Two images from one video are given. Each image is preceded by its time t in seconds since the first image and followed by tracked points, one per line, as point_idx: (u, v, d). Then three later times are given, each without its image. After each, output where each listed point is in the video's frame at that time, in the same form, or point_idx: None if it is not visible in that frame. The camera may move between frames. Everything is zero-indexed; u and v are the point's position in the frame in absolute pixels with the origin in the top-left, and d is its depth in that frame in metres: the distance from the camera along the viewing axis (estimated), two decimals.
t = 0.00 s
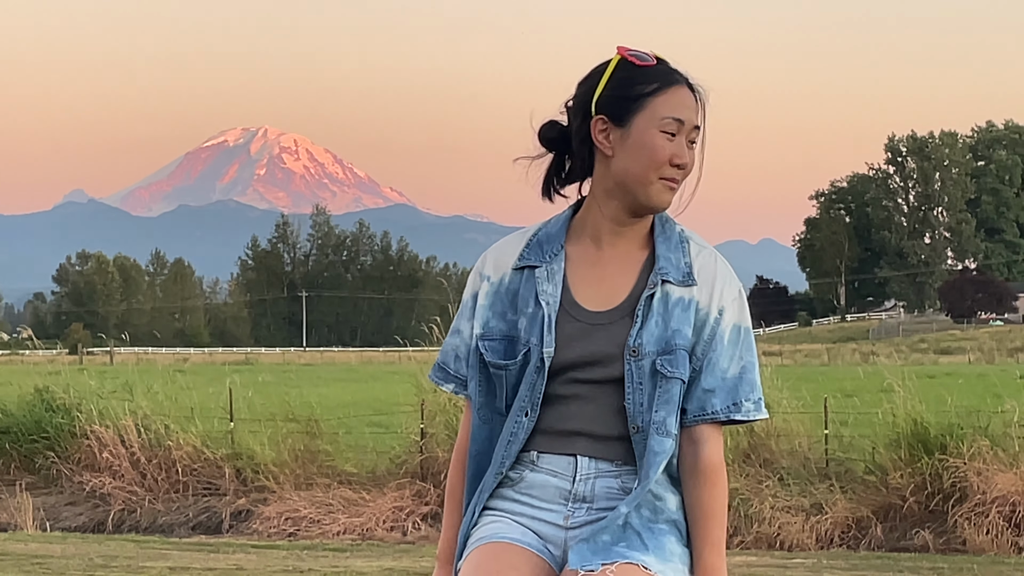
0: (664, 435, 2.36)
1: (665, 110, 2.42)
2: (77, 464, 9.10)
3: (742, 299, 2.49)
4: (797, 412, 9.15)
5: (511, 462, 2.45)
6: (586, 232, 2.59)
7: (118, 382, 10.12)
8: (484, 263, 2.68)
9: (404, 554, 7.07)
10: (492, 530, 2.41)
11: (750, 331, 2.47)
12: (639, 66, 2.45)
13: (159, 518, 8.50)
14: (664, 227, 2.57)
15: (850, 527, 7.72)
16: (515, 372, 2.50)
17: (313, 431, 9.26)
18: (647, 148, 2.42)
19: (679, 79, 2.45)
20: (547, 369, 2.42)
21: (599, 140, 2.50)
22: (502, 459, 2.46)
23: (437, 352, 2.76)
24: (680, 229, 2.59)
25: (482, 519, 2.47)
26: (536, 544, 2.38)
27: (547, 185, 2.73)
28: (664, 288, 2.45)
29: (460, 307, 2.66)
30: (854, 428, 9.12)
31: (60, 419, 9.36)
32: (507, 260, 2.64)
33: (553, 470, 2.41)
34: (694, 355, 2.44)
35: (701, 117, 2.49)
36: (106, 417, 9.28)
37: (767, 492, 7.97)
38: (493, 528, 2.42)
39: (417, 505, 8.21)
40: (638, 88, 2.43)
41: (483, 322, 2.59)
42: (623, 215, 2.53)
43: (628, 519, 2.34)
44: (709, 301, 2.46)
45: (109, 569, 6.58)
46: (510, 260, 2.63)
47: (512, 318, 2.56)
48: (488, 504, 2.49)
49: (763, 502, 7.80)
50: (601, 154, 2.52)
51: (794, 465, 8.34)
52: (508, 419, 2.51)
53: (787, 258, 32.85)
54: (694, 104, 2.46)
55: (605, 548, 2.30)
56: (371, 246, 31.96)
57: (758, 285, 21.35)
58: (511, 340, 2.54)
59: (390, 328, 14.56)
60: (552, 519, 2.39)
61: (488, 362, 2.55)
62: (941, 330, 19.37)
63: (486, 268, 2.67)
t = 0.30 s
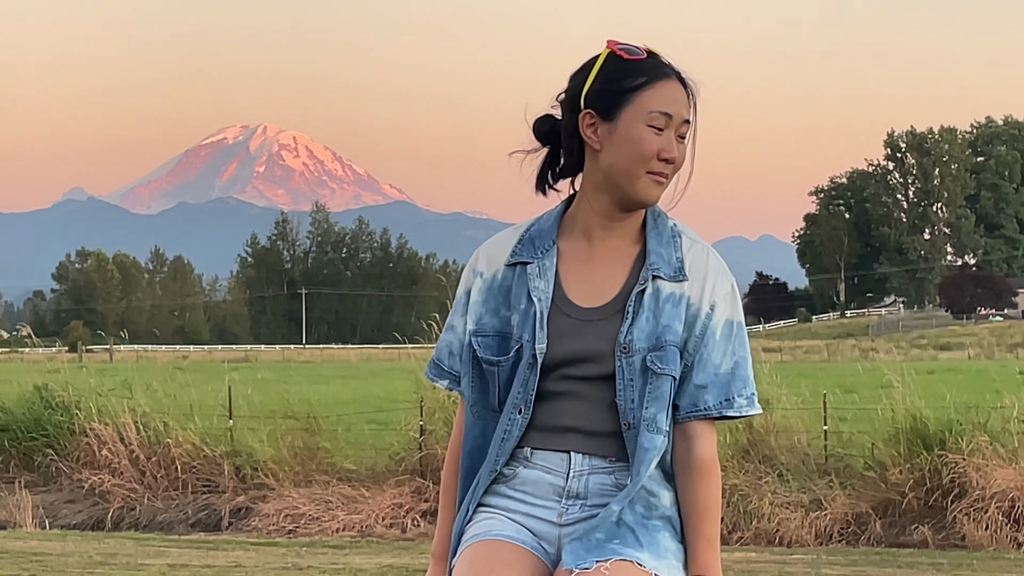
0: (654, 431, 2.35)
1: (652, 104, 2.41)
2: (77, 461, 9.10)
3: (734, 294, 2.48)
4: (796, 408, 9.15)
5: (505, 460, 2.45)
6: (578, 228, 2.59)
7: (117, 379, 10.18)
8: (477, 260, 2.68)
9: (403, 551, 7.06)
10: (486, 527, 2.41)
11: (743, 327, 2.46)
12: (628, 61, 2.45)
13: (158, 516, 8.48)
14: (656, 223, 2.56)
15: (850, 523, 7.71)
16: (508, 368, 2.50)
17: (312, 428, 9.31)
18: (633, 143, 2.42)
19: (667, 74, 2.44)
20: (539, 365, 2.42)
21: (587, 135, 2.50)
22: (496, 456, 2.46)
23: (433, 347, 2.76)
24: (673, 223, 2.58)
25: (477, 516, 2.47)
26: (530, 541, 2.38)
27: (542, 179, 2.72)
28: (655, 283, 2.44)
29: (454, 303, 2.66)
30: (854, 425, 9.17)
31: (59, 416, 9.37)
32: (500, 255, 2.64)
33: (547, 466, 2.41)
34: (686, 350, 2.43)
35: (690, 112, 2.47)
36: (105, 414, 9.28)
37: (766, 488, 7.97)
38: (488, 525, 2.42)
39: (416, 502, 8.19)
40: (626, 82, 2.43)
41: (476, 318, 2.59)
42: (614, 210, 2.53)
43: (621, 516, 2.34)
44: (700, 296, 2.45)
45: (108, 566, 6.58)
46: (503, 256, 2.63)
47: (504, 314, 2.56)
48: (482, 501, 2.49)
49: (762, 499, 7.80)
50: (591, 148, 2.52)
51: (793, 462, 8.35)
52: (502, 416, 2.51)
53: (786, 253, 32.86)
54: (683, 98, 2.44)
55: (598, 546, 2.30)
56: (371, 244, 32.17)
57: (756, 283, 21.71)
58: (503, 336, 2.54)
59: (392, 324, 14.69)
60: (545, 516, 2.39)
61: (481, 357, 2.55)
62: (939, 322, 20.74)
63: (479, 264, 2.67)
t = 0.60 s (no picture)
0: (653, 431, 2.35)
1: (650, 102, 2.40)
2: (80, 462, 9.11)
3: (734, 292, 2.48)
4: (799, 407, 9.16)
5: (504, 459, 2.45)
6: (576, 226, 2.59)
7: (121, 380, 10.23)
8: (476, 259, 2.69)
9: (407, 551, 7.07)
10: (486, 527, 2.41)
11: (742, 326, 2.47)
12: (626, 59, 2.45)
13: (162, 516, 8.48)
14: (655, 221, 2.56)
15: (853, 521, 7.73)
16: (507, 368, 2.50)
17: (315, 428, 9.28)
18: (631, 141, 2.42)
19: (665, 72, 2.44)
20: (538, 365, 2.43)
21: (585, 133, 2.50)
22: (495, 456, 2.46)
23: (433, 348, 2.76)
24: (672, 222, 2.58)
25: (477, 516, 2.47)
26: (531, 541, 2.38)
27: (541, 179, 2.72)
28: (654, 282, 2.45)
29: (453, 302, 2.66)
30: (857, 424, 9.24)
31: (63, 417, 9.40)
32: (499, 255, 2.64)
33: (547, 466, 2.41)
34: (685, 349, 2.43)
35: (688, 110, 2.47)
36: (109, 415, 9.26)
37: (769, 487, 7.97)
38: (488, 526, 2.42)
39: (420, 501, 8.20)
40: (624, 80, 2.43)
41: (475, 318, 2.59)
42: (612, 208, 2.53)
43: (622, 516, 2.34)
44: (699, 295, 2.45)
45: (112, 567, 6.58)
46: (502, 255, 2.63)
47: (504, 313, 2.55)
48: (482, 501, 2.49)
49: (766, 497, 7.81)
50: (589, 147, 2.52)
51: (796, 460, 8.36)
52: (501, 415, 2.51)
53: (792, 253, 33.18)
54: (681, 97, 2.44)
55: (598, 545, 2.30)
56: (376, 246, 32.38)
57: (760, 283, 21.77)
58: (502, 335, 2.54)
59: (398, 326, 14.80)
60: (546, 516, 2.39)
61: (480, 357, 2.55)
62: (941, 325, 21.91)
63: (478, 263, 2.67)
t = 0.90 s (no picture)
0: (659, 435, 2.34)
1: (659, 109, 2.40)
2: (87, 467, 9.11)
3: (741, 296, 2.48)
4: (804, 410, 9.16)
5: (511, 464, 2.45)
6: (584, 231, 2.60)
7: (128, 385, 10.29)
8: (484, 263, 2.68)
9: (413, 555, 7.07)
10: (493, 533, 2.41)
11: (751, 329, 2.46)
12: (634, 65, 2.45)
13: (169, 520, 8.47)
14: (663, 226, 2.56)
15: (859, 524, 7.70)
16: (513, 372, 2.50)
17: (321, 432, 9.30)
18: (639, 147, 2.42)
19: (673, 77, 2.43)
20: (544, 369, 2.42)
21: (595, 140, 2.50)
22: (501, 460, 2.46)
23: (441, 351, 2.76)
24: (680, 226, 2.58)
25: (484, 521, 2.47)
26: (538, 547, 2.38)
27: (550, 185, 2.72)
28: (661, 286, 2.44)
29: (460, 307, 2.66)
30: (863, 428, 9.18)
31: (69, 422, 9.38)
32: (506, 259, 2.64)
33: (554, 471, 2.41)
34: (692, 354, 2.43)
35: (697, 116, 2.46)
36: (115, 420, 9.28)
37: (775, 490, 7.98)
38: (495, 531, 2.42)
39: (426, 505, 8.19)
40: (633, 87, 2.43)
41: (482, 322, 2.58)
42: (620, 214, 2.54)
43: (628, 520, 2.34)
44: (707, 300, 2.45)
45: (119, 572, 6.58)
46: (509, 260, 2.62)
47: (510, 317, 2.55)
48: (489, 506, 2.49)
49: (772, 501, 7.79)
50: (598, 153, 2.52)
51: (802, 463, 8.38)
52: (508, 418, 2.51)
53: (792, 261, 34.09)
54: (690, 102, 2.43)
55: (606, 550, 2.29)
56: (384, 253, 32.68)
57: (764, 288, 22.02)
58: (509, 339, 2.53)
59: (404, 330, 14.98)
60: (553, 521, 2.39)
61: (487, 361, 2.54)
62: (945, 328, 22.19)
63: (485, 268, 2.67)
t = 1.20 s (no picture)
0: (661, 430, 2.49)
1: (665, 120, 2.55)
2: (113, 462, 9.36)
3: (741, 298, 2.62)
4: (799, 407, 9.17)
5: (520, 457, 2.60)
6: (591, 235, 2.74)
7: (153, 383, 10.55)
8: (496, 266, 2.83)
9: (425, 546, 7.24)
10: (504, 524, 2.56)
11: (750, 329, 2.60)
12: (640, 79, 2.59)
13: (192, 513, 8.73)
14: (667, 230, 2.70)
15: (852, 517, 7.89)
16: (522, 369, 2.65)
17: (337, 429, 9.62)
18: (645, 157, 2.57)
19: (677, 90, 2.58)
20: (552, 367, 2.57)
21: (603, 149, 2.65)
22: (511, 454, 2.61)
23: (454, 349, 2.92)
24: (683, 231, 2.72)
25: (495, 513, 2.62)
26: (546, 537, 2.53)
27: (559, 192, 2.87)
28: (665, 287, 2.59)
29: (473, 307, 2.81)
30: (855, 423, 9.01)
31: (96, 419, 9.62)
32: (517, 262, 2.78)
33: (561, 465, 2.56)
34: (695, 352, 2.57)
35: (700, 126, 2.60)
36: (140, 417, 9.54)
37: (771, 484, 8.16)
38: (505, 522, 2.57)
39: (438, 498, 8.47)
40: (639, 99, 2.58)
41: (493, 322, 2.74)
42: (627, 220, 2.69)
43: (632, 512, 2.49)
44: (709, 301, 2.60)
45: (143, 562, 6.74)
46: (519, 263, 2.77)
47: (520, 317, 2.70)
48: (499, 498, 2.64)
49: (768, 493, 8.01)
50: (606, 162, 2.67)
51: (797, 458, 8.54)
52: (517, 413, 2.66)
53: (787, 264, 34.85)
54: (693, 113, 2.58)
55: (611, 541, 2.44)
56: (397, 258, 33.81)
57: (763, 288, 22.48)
58: (519, 339, 2.68)
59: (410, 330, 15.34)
60: (561, 513, 2.54)
61: (498, 359, 2.69)
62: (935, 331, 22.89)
63: (498, 270, 2.82)
